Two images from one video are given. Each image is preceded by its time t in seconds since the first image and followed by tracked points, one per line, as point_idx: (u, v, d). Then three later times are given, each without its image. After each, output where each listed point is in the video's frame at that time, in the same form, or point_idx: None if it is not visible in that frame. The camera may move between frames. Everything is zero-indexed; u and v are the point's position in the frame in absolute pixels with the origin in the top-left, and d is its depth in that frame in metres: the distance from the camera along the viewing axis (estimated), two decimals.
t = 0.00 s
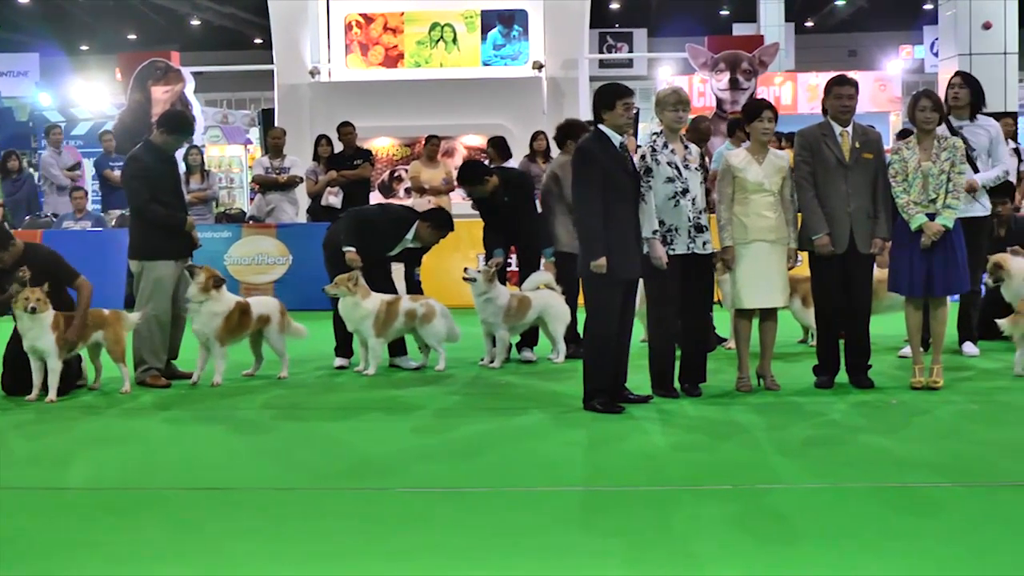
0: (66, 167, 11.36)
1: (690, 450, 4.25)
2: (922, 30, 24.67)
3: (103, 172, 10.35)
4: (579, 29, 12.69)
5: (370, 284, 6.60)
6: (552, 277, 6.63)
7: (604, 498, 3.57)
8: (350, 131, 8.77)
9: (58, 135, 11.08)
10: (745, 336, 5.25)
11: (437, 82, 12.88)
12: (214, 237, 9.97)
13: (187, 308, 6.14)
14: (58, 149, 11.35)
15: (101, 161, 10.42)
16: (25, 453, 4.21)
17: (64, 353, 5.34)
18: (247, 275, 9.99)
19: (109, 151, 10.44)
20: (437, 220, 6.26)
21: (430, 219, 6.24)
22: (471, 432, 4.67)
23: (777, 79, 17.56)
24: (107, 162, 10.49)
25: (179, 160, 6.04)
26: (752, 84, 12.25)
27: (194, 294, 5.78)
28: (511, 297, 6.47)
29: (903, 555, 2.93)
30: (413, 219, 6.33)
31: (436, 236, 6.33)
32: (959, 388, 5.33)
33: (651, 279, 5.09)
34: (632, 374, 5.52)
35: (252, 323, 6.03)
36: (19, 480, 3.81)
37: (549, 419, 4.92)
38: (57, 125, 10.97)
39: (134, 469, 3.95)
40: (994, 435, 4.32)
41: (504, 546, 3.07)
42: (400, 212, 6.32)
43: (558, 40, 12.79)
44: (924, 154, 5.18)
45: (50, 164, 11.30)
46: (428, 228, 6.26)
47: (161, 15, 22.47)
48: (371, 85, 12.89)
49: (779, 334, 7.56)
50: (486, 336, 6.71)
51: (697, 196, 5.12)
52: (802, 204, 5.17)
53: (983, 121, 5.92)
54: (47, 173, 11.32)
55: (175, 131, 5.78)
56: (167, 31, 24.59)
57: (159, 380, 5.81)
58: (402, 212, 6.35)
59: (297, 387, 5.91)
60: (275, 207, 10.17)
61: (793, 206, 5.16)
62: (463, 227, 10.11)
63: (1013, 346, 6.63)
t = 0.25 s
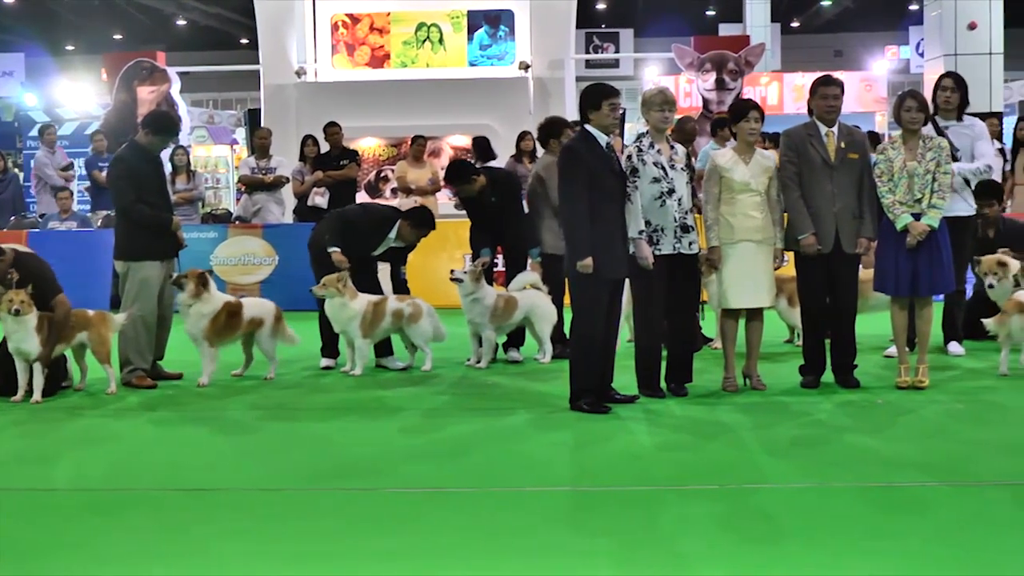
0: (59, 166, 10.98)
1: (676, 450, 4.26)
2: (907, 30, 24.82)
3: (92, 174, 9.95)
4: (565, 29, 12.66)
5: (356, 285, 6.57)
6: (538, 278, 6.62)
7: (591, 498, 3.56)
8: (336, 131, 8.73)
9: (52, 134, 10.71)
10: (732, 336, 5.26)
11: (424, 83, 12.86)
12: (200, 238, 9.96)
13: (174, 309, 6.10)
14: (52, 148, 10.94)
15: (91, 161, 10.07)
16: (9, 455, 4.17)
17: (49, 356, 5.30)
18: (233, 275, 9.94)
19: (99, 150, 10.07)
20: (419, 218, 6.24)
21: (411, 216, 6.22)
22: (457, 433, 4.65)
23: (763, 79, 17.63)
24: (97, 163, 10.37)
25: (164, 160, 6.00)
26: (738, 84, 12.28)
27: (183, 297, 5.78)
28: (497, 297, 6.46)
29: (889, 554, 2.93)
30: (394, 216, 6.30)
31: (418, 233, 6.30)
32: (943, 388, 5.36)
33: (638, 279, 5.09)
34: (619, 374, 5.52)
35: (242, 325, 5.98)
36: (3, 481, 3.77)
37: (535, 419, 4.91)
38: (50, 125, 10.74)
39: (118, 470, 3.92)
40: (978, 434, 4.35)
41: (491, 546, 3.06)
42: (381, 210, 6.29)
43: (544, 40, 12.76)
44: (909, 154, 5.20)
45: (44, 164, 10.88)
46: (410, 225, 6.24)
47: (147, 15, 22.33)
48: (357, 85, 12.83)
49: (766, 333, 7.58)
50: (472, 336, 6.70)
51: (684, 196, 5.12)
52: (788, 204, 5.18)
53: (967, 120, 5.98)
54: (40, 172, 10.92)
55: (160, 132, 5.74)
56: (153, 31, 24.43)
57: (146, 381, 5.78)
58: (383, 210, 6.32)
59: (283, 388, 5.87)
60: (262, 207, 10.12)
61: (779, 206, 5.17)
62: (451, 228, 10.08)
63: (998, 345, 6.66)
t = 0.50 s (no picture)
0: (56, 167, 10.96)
1: (663, 450, 4.25)
2: (893, 31, 24.95)
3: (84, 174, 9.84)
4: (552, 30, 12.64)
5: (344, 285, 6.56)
6: (525, 278, 6.61)
7: (579, 498, 3.56)
8: (323, 132, 8.68)
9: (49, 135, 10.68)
10: (719, 335, 5.27)
11: (410, 83, 12.84)
12: (187, 238, 9.89)
13: (162, 309, 6.05)
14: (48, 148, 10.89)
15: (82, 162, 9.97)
16: None
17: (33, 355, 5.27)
18: (221, 276, 9.90)
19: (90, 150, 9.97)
20: (395, 202, 6.16)
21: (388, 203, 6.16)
22: (444, 434, 4.64)
23: (750, 79, 17.70)
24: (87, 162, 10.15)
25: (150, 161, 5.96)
26: (726, 84, 12.32)
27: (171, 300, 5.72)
28: (485, 298, 6.45)
29: (876, 554, 2.93)
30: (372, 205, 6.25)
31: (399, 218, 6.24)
32: (929, 387, 5.38)
33: (626, 279, 5.09)
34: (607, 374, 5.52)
35: (231, 325, 5.95)
36: None
37: (523, 420, 4.90)
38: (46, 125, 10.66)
39: (104, 471, 3.89)
40: (963, 434, 4.36)
41: (478, 547, 3.05)
42: (356, 202, 6.26)
43: (531, 40, 12.73)
44: (896, 154, 5.23)
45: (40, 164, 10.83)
46: (388, 212, 6.17)
47: (134, 15, 22.21)
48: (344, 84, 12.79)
49: (753, 334, 7.60)
50: (460, 337, 6.68)
51: (671, 196, 5.12)
52: (775, 204, 5.19)
53: (951, 118, 6.05)
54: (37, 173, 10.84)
55: (147, 132, 5.69)
56: (139, 32, 24.29)
57: (132, 382, 5.73)
58: (360, 202, 6.28)
59: (270, 389, 5.84)
60: (249, 207, 10.08)
61: (766, 206, 5.18)
62: (438, 229, 10.07)
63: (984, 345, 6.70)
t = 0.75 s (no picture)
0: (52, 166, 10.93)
1: (650, 450, 4.26)
2: (878, 31, 25.11)
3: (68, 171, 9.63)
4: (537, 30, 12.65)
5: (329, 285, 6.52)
6: (512, 278, 6.60)
7: (566, 498, 3.55)
8: (309, 132, 8.61)
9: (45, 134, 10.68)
10: (705, 335, 5.28)
11: (396, 83, 12.82)
12: (172, 239, 9.84)
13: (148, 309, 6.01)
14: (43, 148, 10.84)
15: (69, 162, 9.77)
16: None
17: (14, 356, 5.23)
18: (207, 277, 9.84)
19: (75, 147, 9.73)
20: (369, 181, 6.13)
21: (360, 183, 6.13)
22: (431, 434, 4.62)
23: (736, 80, 17.78)
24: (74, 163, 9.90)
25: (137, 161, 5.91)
26: (711, 84, 12.35)
27: (161, 295, 5.68)
28: (471, 298, 6.43)
29: (861, 553, 2.94)
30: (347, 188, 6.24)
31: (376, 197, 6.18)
32: (913, 387, 5.41)
33: (613, 279, 5.09)
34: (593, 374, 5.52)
35: (218, 325, 5.91)
36: None
37: (509, 420, 4.89)
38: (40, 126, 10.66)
39: (89, 472, 3.86)
40: (947, 433, 4.39)
41: (465, 547, 3.04)
42: (331, 189, 6.26)
43: (517, 40, 12.73)
44: (881, 154, 5.24)
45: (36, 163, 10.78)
46: (360, 191, 6.14)
47: (119, 15, 22.08)
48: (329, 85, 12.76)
49: (739, 333, 7.62)
50: (445, 337, 6.67)
51: (657, 196, 5.12)
52: (760, 204, 5.21)
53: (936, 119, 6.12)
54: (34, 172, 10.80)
55: (132, 132, 5.65)
56: (125, 32, 24.16)
57: (118, 383, 5.69)
58: (335, 189, 6.27)
59: (256, 389, 5.81)
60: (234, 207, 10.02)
61: (752, 206, 5.20)
62: (425, 229, 10.05)
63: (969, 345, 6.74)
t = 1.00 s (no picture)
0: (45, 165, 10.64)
1: (635, 450, 4.26)
2: (859, 32, 25.28)
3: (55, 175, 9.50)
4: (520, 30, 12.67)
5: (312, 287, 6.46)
6: (494, 278, 6.59)
7: (550, 499, 3.54)
8: (292, 133, 8.51)
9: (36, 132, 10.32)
10: (688, 335, 5.28)
11: (379, 83, 12.82)
12: (154, 240, 9.72)
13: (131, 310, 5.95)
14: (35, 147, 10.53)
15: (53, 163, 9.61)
16: None
17: None
18: (189, 278, 9.75)
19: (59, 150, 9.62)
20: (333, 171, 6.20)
21: (324, 173, 6.22)
22: (414, 435, 4.60)
23: (719, 80, 17.86)
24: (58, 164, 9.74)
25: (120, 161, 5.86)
26: (694, 85, 12.38)
27: (142, 292, 5.66)
28: (454, 298, 6.42)
29: (843, 552, 2.95)
30: (314, 182, 6.31)
31: (341, 186, 6.25)
32: (894, 386, 5.44)
33: (596, 280, 5.09)
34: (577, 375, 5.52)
35: (201, 325, 5.86)
36: None
37: (493, 421, 4.88)
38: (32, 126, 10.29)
39: (70, 474, 3.82)
40: (928, 433, 4.41)
41: (448, 547, 3.02)
42: (297, 185, 6.33)
43: (500, 41, 12.71)
44: (863, 155, 5.27)
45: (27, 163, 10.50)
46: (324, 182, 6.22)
47: (101, 15, 21.91)
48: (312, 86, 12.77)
49: (722, 334, 7.65)
50: (429, 337, 6.65)
51: (640, 197, 5.12)
52: (743, 204, 5.22)
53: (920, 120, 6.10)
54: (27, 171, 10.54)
55: (114, 132, 5.59)
56: (107, 32, 23.99)
57: (100, 384, 5.63)
58: (302, 185, 6.35)
59: (238, 390, 5.77)
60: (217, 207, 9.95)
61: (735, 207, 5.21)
62: (408, 229, 10.02)
63: (949, 344, 6.79)
